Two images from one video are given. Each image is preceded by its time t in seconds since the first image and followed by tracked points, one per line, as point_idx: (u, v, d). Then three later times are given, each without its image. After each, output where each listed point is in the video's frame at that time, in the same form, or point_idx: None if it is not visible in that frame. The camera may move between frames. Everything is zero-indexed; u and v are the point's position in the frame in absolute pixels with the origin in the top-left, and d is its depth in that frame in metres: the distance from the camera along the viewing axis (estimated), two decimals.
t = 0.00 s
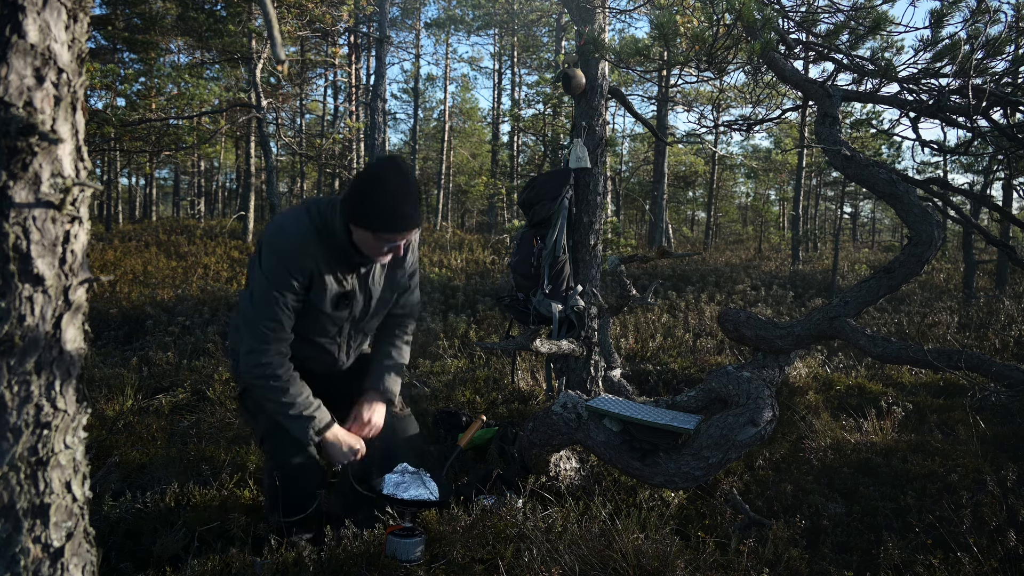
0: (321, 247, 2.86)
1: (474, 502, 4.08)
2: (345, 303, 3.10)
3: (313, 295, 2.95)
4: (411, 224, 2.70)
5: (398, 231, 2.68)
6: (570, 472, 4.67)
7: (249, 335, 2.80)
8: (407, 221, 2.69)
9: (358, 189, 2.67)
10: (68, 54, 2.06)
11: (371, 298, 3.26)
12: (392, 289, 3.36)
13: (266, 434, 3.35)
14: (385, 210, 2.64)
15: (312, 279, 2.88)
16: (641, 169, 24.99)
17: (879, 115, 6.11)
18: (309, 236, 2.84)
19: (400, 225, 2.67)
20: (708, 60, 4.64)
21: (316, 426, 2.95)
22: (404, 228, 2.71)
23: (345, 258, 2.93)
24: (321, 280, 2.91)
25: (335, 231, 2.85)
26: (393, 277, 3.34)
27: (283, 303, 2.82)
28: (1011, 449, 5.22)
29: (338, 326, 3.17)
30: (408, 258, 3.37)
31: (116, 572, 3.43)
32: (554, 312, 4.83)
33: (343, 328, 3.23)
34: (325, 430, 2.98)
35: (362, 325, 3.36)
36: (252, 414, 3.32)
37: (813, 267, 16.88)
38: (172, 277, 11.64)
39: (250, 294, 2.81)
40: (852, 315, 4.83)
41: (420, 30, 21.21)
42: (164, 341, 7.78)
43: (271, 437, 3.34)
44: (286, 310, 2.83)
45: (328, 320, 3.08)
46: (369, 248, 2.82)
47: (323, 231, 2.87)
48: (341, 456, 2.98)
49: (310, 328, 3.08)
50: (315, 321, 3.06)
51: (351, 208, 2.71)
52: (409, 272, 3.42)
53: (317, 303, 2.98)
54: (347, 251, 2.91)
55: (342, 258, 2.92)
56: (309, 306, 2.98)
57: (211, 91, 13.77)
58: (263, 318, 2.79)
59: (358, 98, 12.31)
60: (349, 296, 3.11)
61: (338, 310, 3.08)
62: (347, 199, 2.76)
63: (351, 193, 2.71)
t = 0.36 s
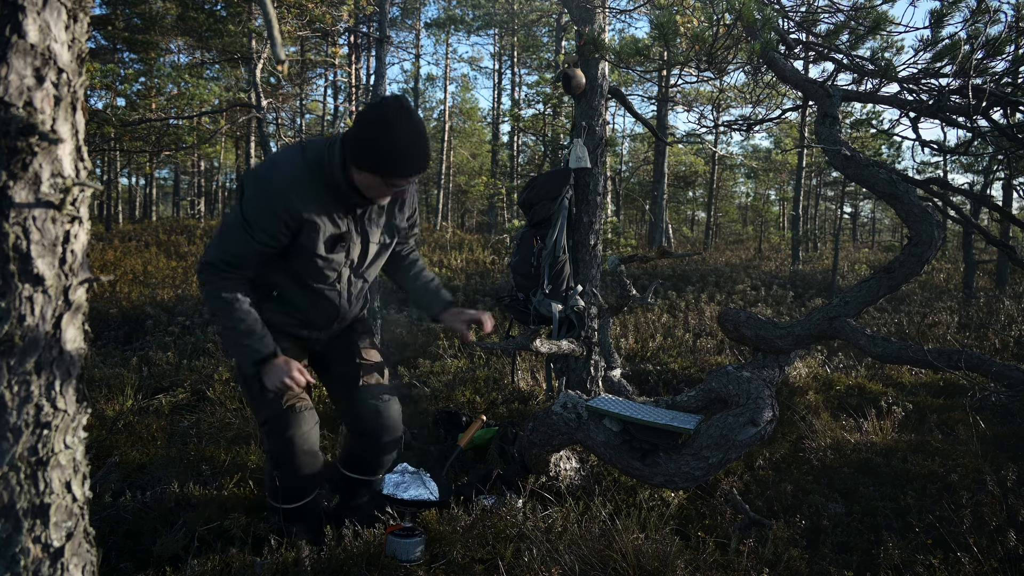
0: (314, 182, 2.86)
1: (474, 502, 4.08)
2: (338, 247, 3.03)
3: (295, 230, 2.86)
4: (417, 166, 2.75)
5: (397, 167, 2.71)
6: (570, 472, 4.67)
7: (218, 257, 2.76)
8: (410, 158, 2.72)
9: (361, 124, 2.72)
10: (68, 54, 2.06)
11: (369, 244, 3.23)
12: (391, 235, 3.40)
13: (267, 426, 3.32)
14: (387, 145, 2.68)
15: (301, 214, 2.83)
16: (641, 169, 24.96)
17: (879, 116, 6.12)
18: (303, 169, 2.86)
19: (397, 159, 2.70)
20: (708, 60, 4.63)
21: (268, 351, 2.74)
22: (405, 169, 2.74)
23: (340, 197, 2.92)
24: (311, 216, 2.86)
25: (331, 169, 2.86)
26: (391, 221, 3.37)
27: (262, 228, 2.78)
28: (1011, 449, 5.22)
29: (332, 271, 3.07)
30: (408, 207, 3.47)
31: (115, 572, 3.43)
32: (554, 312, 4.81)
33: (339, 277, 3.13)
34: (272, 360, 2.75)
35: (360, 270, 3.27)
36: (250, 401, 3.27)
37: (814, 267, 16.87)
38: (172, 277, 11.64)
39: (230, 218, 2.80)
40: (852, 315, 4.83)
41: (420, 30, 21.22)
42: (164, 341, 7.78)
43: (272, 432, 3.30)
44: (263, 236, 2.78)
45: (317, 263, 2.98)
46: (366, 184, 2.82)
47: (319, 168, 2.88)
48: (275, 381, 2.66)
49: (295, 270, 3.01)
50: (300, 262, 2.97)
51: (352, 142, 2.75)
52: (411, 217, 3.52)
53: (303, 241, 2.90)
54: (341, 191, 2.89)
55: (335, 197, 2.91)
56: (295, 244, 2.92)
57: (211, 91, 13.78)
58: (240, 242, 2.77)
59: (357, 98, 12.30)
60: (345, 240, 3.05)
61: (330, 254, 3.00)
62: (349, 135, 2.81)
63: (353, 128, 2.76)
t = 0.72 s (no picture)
0: (320, 152, 2.91)
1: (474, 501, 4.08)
2: (344, 222, 3.08)
3: (298, 201, 2.90)
4: (427, 147, 2.83)
5: (407, 145, 2.80)
6: (570, 472, 4.67)
7: (219, 221, 2.79)
8: (421, 139, 2.81)
9: (377, 102, 2.82)
10: (68, 54, 2.06)
11: (373, 221, 3.24)
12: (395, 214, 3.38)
13: (266, 424, 3.33)
14: (401, 121, 2.77)
15: (306, 184, 2.87)
16: (641, 169, 24.96)
17: (879, 116, 6.12)
18: (311, 139, 2.92)
19: (409, 136, 2.78)
20: (708, 59, 4.62)
21: (242, 333, 2.75)
22: (415, 150, 2.82)
23: (347, 172, 2.97)
24: (317, 188, 2.91)
25: (339, 142, 2.92)
26: (397, 200, 3.35)
27: (264, 196, 2.82)
28: (1011, 449, 5.22)
29: (337, 247, 3.09)
30: (413, 184, 3.44)
31: (115, 572, 3.43)
32: (554, 312, 4.79)
33: (343, 254, 3.15)
34: (245, 343, 2.75)
35: (365, 248, 3.29)
36: (248, 401, 3.26)
37: (814, 267, 16.86)
38: (172, 277, 11.64)
39: (234, 185, 2.84)
40: (852, 315, 4.83)
41: (420, 30, 21.21)
42: (164, 341, 7.78)
43: (271, 430, 3.31)
44: (265, 204, 2.82)
45: (321, 237, 3.01)
46: (375, 158, 2.90)
47: (328, 140, 2.94)
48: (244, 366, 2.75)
49: (296, 244, 3.03)
50: (303, 235, 3.00)
51: (366, 118, 2.84)
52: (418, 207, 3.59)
53: (307, 213, 2.94)
54: (349, 166, 2.95)
55: (341, 171, 2.96)
56: (299, 215, 2.97)
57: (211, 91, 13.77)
58: (243, 209, 2.81)
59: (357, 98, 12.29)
60: (349, 215, 3.09)
61: (333, 230, 3.04)
62: (363, 110, 2.90)
63: (369, 105, 2.86)
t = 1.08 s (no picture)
0: (340, 139, 2.89)
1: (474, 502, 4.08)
2: (359, 207, 3.08)
3: (317, 188, 2.89)
4: (445, 138, 2.87)
5: (427, 137, 2.84)
6: (570, 472, 4.67)
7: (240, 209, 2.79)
8: (440, 132, 2.85)
9: (398, 92, 2.83)
10: (68, 54, 2.06)
11: (385, 207, 3.22)
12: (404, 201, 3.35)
13: (266, 417, 3.30)
14: (422, 115, 2.81)
15: (326, 172, 2.86)
16: (641, 169, 24.96)
17: (879, 116, 6.11)
18: (329, 124, 2.89)
19: (428, 129, 2.82)
20: (708, 60, 4.62)
21: (253, 327, 2.85)
22: (434, 141, 2.87)
23: (364, 158, 2.97)
24: (336, 175, 2.90)
25: (358, 129, 2.91)
26: (407, 187, 3.32)
27: (284, 184, 2.80)
28: (1011, 449, 5.22)
29: (352, 233, 3.10)
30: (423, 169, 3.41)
31: (116, 572, 3.44)
32: (554, 312, 4.79)
33: (356, 239, 3.15)
34: (253, 336, 2.86)
35: (376, 235, 3.31)
36: (247, 396, 3.19)
37: (814, 267, 16.87)
38: (172, 277, 11.64)
39: (252, 172, 2.81)
40: (852, 315, 4.83)
41: (420, 31, 21.22)
42: (164, 341, 7.78)
43: (272, 423, 3.28)
44: (285, 192, 2.81)
45: (337, 222, 3.02)
46: (395, 148, 2.93)
47: (347, 126, 2.92)
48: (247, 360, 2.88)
49: (312, 229, 3.03)
50: (320, 220, 3.00)
51: (386, 107, 2.84)
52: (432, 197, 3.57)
53: (324, 199, 2.95)
54: (367, 152, 2.95)
55: (359, 157, 2.95)
56: (316, 201, 2.96)
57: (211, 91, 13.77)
58: (263, 197, 2.80)
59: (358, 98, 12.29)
60: (365, 200, 3.08)
61: (349, 216, 3.04)
62: (383, 97, 2.90)
63: (389, 94, 2.86)
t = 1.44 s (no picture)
0: (345, 123, 2.92)
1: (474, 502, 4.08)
2: (360, 189, 3.04)
3: (320, 169, 2.91)
4: (449, 127, 2.87)
5: (431, 126, 2.85)
6: (570, 472, 4.67)
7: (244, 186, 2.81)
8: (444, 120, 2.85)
9: (404, 80, 2.85)
10: (68, 54, 2.06)
11: (385, 193, 3.18)
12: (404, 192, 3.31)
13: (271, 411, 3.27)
14: (427, 102, 2.82)
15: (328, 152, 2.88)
16: (641, 169, 24.95)
17: (879, 116, 6.11)
18: (335, 108, 2.93)
19: (432, 118, 2.84)
20: (708, 59, 4.62)
21: (256, 309, 2.85)
22: (439, 131, 2.88)
23: (368, 142, 2.98)
24: (338, 156, 2.92)
25: (364, 114, 2.93)
26: (410, 175, 3.31)
27: (288, 163, 2.82)
28: (1011, 449, 5.22)
29: (352, 215, 3.05)
30: (427, 159, 3.40)
31: (116, 572, 3.44)
32: (554, 312, 4.78)
33: (357, 223, 3.10)
34: (257, 319, 2.86)
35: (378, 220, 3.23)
36: (252, 387, 3.19)
37: (814, 267, 16.86)
38: (172, 277, 11.64)
39: (256, 151, 2.83)
40: (852, 315, 4.83)
41: (420, 31, 21.22)
42: (164, 341, 7.78)
43: (274, 416, 3.25)
44: (288, 171, 2.83)
45: (339, 204, 3.00)
46: (401, 138, 2.98)
47: (352, 111, 2.94)
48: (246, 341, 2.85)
49: (314, 212, 3.02)
50: (321, 201, 2.98)
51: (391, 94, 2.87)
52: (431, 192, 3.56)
53: (327, 181, 2.94)
54: (372, 137, 2.96)
55: (364, 142, 2.96)
56: (318, 183, 2.96)
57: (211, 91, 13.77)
58: (265, 175, 2.81)
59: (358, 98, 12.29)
60: (366, 183, 3.06)
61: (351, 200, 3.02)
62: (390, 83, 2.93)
63: (394, 81, 2.89)
